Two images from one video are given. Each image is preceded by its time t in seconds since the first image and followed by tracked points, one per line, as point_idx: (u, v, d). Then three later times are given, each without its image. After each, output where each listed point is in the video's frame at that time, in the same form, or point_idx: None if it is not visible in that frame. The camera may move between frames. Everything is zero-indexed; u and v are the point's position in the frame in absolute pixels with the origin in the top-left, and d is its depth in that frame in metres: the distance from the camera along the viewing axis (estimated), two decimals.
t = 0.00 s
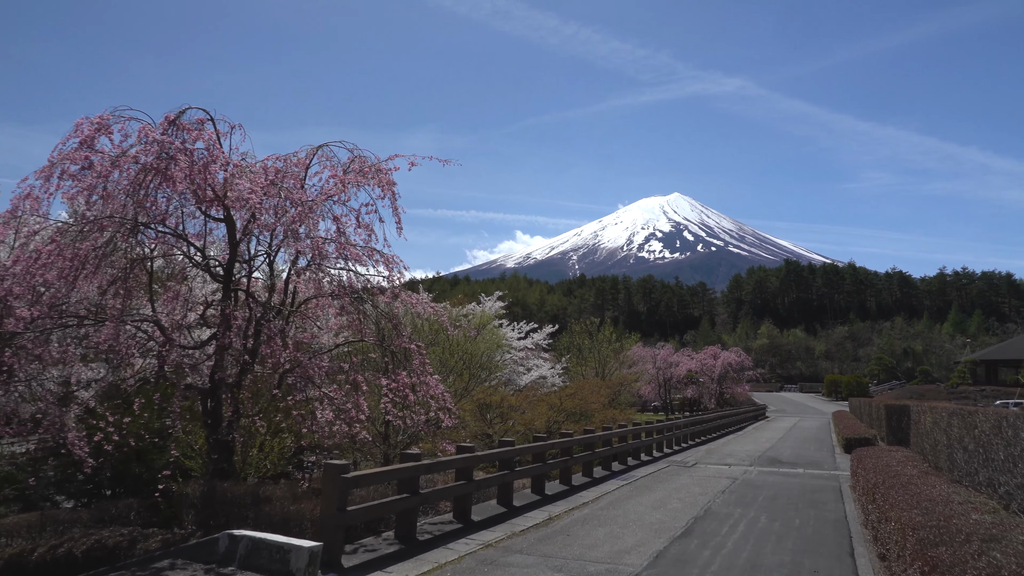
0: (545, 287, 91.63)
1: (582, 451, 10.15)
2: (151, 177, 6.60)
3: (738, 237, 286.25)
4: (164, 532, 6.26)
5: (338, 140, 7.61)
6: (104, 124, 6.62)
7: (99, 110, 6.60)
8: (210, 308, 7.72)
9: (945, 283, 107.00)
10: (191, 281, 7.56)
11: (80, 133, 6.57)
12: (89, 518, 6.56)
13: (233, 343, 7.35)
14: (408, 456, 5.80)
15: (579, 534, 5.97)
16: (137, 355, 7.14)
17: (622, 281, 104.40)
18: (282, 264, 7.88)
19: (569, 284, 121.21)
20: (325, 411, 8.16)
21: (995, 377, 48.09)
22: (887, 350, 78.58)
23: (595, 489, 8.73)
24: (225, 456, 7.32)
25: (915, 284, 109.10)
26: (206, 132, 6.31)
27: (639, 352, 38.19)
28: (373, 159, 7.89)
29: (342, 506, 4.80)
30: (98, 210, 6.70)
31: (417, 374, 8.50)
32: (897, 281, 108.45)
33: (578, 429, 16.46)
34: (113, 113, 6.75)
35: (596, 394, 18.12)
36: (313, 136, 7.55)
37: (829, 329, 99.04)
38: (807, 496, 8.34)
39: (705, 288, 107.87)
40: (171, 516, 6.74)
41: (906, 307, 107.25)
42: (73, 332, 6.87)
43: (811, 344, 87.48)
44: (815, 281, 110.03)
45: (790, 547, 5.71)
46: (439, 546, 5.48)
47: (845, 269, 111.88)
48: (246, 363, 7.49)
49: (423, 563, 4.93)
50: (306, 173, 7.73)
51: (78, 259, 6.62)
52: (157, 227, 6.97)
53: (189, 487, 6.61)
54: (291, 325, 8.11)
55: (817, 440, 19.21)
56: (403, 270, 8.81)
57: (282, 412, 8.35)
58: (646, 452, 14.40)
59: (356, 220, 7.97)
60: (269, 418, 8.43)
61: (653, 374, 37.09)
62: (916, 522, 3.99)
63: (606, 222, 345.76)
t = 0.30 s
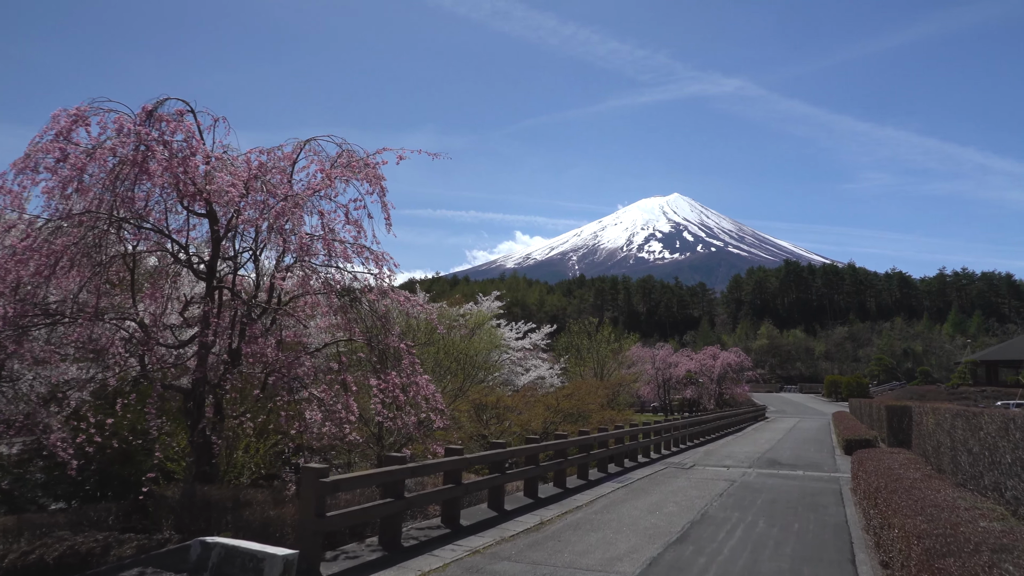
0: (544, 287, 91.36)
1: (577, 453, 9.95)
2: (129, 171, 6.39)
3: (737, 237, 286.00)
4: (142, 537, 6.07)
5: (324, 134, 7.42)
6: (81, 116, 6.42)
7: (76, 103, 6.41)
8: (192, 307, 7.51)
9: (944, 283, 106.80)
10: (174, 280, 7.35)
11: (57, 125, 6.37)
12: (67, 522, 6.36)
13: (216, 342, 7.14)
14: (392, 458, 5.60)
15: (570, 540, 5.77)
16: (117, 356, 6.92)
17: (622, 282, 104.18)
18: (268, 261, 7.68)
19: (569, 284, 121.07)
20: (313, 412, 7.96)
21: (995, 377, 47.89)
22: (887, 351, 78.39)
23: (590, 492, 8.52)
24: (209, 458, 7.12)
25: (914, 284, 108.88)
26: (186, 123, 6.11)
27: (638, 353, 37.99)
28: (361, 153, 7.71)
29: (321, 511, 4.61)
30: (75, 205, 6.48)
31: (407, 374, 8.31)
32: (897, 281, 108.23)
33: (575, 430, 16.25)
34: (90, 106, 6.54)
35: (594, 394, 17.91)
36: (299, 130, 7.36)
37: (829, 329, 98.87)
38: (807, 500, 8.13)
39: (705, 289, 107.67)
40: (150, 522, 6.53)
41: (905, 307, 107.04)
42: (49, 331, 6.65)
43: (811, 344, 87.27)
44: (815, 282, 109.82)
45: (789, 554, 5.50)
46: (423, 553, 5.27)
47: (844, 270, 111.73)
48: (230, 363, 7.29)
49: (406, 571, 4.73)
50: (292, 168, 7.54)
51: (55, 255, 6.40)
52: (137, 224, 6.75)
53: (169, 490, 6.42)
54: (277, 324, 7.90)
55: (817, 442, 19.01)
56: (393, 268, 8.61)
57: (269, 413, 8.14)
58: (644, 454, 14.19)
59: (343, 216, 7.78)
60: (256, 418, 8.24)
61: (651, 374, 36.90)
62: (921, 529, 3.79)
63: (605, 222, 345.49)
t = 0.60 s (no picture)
0: (543, 287, 91.19)
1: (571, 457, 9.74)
2: (104, 167, 6.16)
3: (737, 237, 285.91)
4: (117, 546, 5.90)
5: (310, 129, 7.22)
6: (58, 111, 6.22)
7: (52, 97, 6.21)
8: (175, 308, 7.30)
9: (944, 283, 106.63)
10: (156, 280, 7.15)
11: (32, 120, 6.17)
12: (41, 529, 6.18)
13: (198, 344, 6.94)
14: (375, 465, 5.39)
15: (562, 549, 5.57)
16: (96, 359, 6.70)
17: (621, 282, 103.99)
18: (253, 260, 7.47)
19: (568, 284, 120.84)
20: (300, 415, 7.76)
21: (995, 377, 47.66)
22: (886, 351, 78.19)
23: (584, 497, 8.32)
24: (191, 464, 6.93)
25: (914, 284, 108.69)
26: (164, 117, 5.91)
27: (636, 353, 37.80)
28: (348, 150, 7.51)
29: (298, 521, 4.42)
30: (51, 202, 6.26)
31: (397, 376, 8.11)
32: (896, 281, 108.05)
33: (572, 432, 16.07)
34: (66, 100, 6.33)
35: (591, 395, 17.71)
36: (284, 125, 7.17)
37: (828, 329, 98.72)
38: (807, 505, 7.93)
39: (704, 289, 107.49)
40: (129, 529, 6.33)
41: (905, 307, 106.84)
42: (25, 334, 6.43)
43: (810, 344, 87.09)
44: (814, 282, 109.65)
45: (788, 563, 5.30)
46: (408, 564, 5.07)
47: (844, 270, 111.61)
48: (214, 365, 7.09)
49: None
50: (277, 165, 7.34)
51: (29, 254, 6.17)
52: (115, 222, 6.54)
53: (147, 497, 6.24)
54: (262, 325, 7.69)
55: (816, 443, 18.84)
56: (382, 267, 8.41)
57: (254, 416, 7.94)
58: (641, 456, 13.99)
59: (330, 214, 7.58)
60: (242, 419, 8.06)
61: (649, 375, 36.70)
62: (926, 543, 3.61)
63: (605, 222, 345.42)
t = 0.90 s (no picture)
0: (543, 288, 90.99)
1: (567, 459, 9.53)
2: (83, 160, 5.95)
3: (737, 238, 285.84)
4: (94, 551, 5.77)
5: (296, 124, 7.05)
6: (34, 103, 6.02)
7: (29, 89, 6.02)
8: (158, 306, 7.09)
9: (944, 284, 106.45)
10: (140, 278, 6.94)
11: (7, 112, 5.97)
12: (16, 535, 6.00)
13: (181, 345, 6.74)
14: (359, 469, 5.19)
15: (554, 556, 5.37)
16: (76, 359, 6.49)
17: (621, 282, 103.79)
18: (238, 257, 7.27)
19: (567, 284, 120.81)
20: (289, 416, 7.57)
21: (995, 377, 47.46)
22: (886, 352, 77.99)
23: (578, 500, 8.12)
24: (174, 467, 6.73)
25: (914, 285, 108.51)
26: (142, 109, 5.71)
27: (635, 354, 37.63)
28: (337, 144, 7.33)
29: (274, 528, 4.22)
30: (27, 198, 6.04)
31: (387, 376, 7.95)
32: (896, 281, 107.85)
33: (569, 433, 15.88)
34: (42, 92, 6.12)
35: (588, 395, 17.50)
36: (270, 119, 6.99)
37: (828, 329, 98.41)
38: (807, 508, 7.74)
39: (703, 290, 107.31)
40: (107, 534, 6.15)
41: (905, 307, 106.66)
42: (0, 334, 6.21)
43: (810, 345, 86.90)
44: (814, 282, 109.45)
45: (788, 570, 5.11)
46: (391, 572, 4.87)
47: (844, 270, 111.41)
48: (197, 365, 6.90)
49: None
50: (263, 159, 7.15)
51: (3, 250, 5.95)
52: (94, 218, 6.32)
53: (125, 500, 6.08)
54: (249, 324, 7.50)
55: (815, 445, 18.69)
56: (373, 265, 8.22)
57: (241, 417, 7.76)
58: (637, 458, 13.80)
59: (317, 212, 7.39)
60: (228, 420, 7.88)
61: (648, 375, 36.56)
62: (933, 552, 3.41)
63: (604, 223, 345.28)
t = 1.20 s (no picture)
0: (542, 288, 90.78)
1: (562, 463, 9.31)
2: (59, 155, 5.76)
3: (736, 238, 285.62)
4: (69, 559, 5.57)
5: (282, 118, 6.86)
6: (8, 96, 5.83)
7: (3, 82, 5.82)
8: (140, 306, 6.89)
9: (944, 284, 106.22)
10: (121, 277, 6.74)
11: None
12: None
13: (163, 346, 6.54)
14: (342, 474, 4.98)
15: (545, 565, 5.16)
16: (54, 361, 6.29)
17: (620, 282, 103.60)
18: (223, 255, 7.07)
19: (567, 284, 120.66)
20: (277, 419, 7.37)
21: (995, 378, 47.24)
22: (886, 352, 77.78)
23: (573, 505, 7.92)
24: (156, 471, 6.52)
25: (914, 285, 108.30)
26: (119, 101, 5.52)
27: (634, 354, 37.43)
28: (324, 139, 7.15)
29: (249, 537, 4.03)
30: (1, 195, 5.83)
31: (377, 378, 7.75)
32: (896, 281, 107.62)
33: (567, 435, 15.68)
34: (16, 84, 5.91)
35: (587, 396, 17.30)
36: (255, 113, 6.80)
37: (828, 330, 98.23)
38: (808, 514, 7.54)
39: (703, 290, 107.08)
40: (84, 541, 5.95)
41: (905, 307, 106.43)
42: None
43: (810, 345, 86.67)
44: (814, 283, 109.21)
45: None
46: None
47: (844, 270, 111.24)
48: (180, 367, 6.70)
49: None
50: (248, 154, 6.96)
51: None
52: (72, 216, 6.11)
53: (103, 507, 5.92)
54: (235, 325, 7.30)
55: (815, 446, 18.49)
56: (363, 264, 8.02)
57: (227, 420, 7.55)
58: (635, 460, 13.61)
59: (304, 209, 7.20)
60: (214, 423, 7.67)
61: (647, 376, 36.36)
62: (943, 566, 3.21)
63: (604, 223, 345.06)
